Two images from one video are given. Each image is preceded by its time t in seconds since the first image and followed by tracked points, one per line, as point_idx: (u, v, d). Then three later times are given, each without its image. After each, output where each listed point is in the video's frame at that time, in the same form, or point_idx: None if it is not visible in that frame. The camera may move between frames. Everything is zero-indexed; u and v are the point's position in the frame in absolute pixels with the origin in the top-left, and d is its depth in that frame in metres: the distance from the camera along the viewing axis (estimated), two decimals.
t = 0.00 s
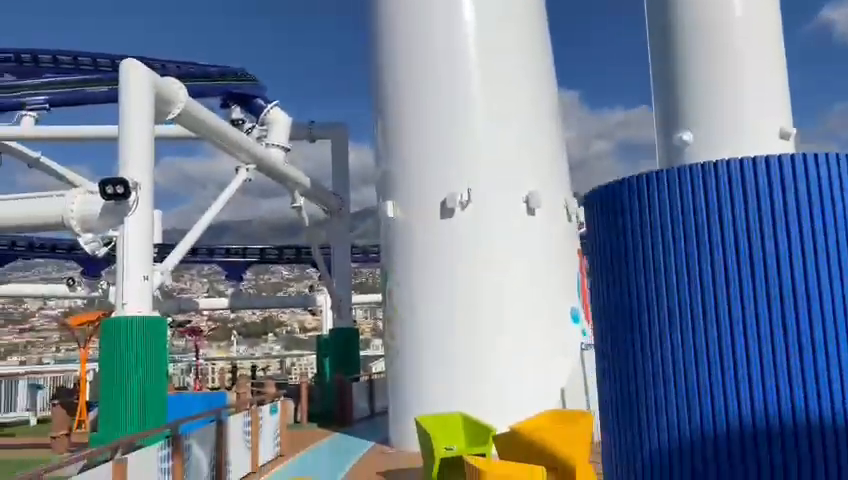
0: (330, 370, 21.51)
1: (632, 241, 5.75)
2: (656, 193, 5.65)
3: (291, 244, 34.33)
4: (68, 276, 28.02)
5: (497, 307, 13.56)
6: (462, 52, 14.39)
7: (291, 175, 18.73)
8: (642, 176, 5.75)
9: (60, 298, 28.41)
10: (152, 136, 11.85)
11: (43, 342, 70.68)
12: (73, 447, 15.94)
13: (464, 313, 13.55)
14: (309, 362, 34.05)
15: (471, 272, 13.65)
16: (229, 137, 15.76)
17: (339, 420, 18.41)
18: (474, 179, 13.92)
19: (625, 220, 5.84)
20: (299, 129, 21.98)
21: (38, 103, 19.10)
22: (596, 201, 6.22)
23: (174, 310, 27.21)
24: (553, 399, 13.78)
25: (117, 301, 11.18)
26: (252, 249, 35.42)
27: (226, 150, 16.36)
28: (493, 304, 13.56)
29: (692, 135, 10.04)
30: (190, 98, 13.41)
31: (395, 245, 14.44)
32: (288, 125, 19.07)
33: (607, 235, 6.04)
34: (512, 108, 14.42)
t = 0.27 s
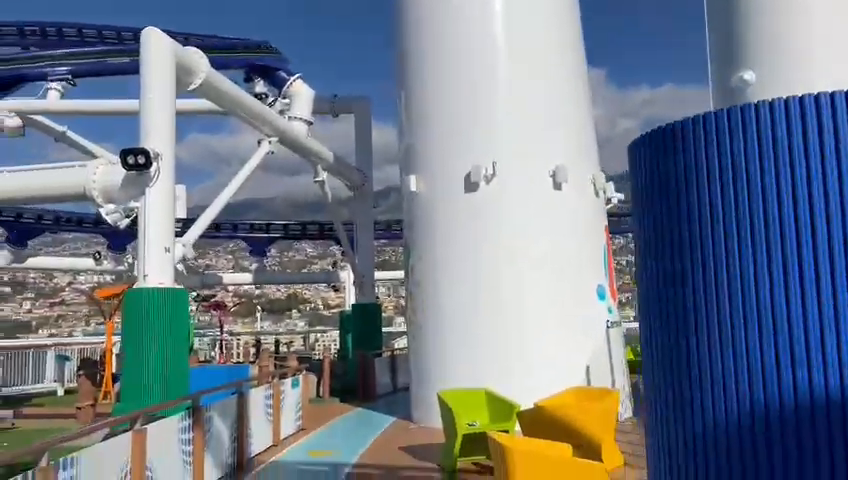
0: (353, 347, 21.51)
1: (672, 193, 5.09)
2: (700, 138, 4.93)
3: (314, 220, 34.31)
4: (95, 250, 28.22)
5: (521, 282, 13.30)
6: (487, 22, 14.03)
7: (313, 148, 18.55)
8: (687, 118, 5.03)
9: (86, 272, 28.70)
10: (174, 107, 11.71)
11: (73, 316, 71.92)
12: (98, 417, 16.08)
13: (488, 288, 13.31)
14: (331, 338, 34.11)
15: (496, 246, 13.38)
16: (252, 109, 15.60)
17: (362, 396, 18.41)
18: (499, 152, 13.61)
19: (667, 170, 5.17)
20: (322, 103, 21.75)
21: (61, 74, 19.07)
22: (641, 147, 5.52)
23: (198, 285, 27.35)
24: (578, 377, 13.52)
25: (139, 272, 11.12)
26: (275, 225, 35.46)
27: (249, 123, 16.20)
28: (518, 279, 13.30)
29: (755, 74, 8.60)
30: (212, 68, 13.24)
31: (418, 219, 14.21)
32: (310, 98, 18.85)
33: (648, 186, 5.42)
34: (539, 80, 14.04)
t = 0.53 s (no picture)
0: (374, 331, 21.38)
1: (735, 160, 4.16)
2: (766, 91, 4.03)
3: (335, 204, 34.28)
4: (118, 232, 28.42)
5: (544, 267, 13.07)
6: (511, 0, 13.73)
7: (334, 131, 18.41)
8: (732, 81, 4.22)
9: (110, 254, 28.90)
10: (194, 85, 11.64)
11: (98, 298, 72.89)
12: (120, 398, 16.19)
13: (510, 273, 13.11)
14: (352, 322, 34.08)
15: (518, 230, 13.15)
16: (272, 91, 15.48)
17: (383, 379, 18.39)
18: (520, 134, 13.36)
19: (722, 133, 4.29)
20: (344, 86, 21.56)
21: (83, 56, 19.09)
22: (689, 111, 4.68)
23: (220, 268, 27.44)
24: (600, 363, 13.31)
25: (159, 254, 11.10)
26: (297, 208, 35.43)
27: (270, 105, 16.10)
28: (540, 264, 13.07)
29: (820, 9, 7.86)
30: (232, 48, 13.11)
31: (438, 203, 14.05)
32: (332, 79, 18.68)
33: (697, 157, 4.54)
34: (563, 60, 13.72)
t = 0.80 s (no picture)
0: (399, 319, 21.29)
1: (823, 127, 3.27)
2: None
3: (360, 192, 34.15)
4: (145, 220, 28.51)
5: (573, 254, 12.74)
6: None
7: (359, 116, 18.17)
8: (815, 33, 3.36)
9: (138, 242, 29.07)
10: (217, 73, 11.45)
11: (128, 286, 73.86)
12: (147, 384, 16.23)
13: (538, 260, 12.81)
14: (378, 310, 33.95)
15: (546, 216, 12.84)
16: (298, 76, 15.31)
17: (409, 367, 18.23)
18: (551, 116, 13.01)
19: (788, 101, 3.48)
20: (369, 71, 21.29)
21: (108, 42, 19.06)
22: (749, 76, 3.80)
23: (246, 256, 27.45)
24: (632, 351, 12.97)
25: (184, 240, 11.01)
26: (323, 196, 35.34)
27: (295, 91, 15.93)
28: (570, 251, 12.74)
29: None
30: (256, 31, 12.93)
31: (465, 188, 13.78)
32: (356, 64, 18.44)
33: (762, 132, 3.67)
34: (594, 40, 13.31)
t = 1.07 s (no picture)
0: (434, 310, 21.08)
1: None
2: None
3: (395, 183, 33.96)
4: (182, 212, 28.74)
5: (613, 244, 12.37)
6: None
7: (392, 106, 17.93)
8: None
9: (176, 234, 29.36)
10: (250, 61, 11.30)
11: (167, 278, 75.10)
12: (184, 375, 16.33)
13: (577, 251, 12.47)
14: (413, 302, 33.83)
15: (586, 205, 12.49)
16: (332, 65, 15.13)
17: (444, 358, 18.02)
18: (591, 102, 12.62)
19: None
20: (403, 60, 21.01)
21: (143, 33, 19.12)
22: None
23: (281, 248, 27.52)
24: (675, 344, 12.56)
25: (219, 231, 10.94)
26: (357, 188, 35.26)
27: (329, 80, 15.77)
28: (610, 241, 12.37)
29: None
30: (289, 20, 12.75)
31: (502, 178, 13.48)
32: (390, 52, 18.20)
33: None
34: (635, 22, 12.85)
